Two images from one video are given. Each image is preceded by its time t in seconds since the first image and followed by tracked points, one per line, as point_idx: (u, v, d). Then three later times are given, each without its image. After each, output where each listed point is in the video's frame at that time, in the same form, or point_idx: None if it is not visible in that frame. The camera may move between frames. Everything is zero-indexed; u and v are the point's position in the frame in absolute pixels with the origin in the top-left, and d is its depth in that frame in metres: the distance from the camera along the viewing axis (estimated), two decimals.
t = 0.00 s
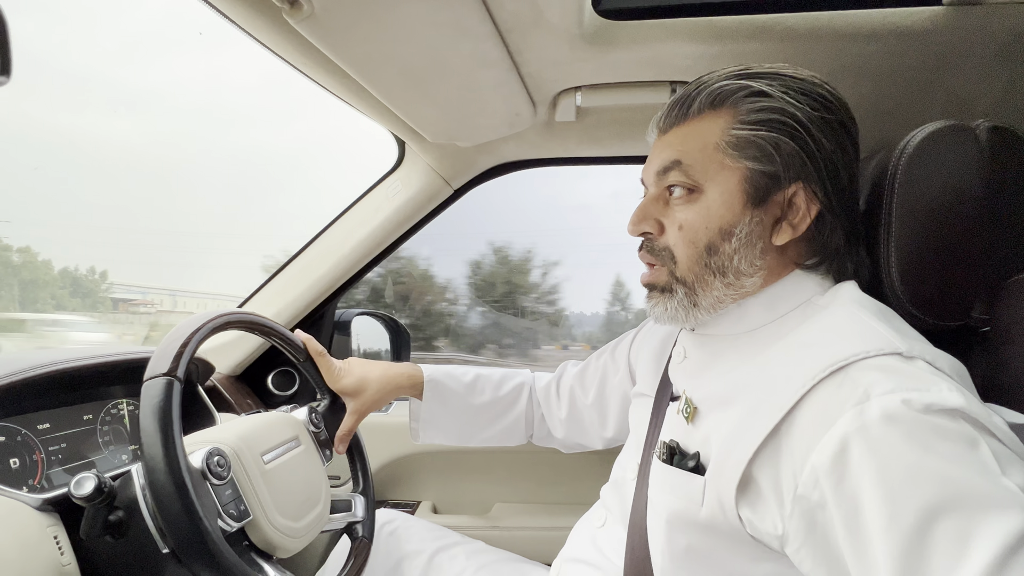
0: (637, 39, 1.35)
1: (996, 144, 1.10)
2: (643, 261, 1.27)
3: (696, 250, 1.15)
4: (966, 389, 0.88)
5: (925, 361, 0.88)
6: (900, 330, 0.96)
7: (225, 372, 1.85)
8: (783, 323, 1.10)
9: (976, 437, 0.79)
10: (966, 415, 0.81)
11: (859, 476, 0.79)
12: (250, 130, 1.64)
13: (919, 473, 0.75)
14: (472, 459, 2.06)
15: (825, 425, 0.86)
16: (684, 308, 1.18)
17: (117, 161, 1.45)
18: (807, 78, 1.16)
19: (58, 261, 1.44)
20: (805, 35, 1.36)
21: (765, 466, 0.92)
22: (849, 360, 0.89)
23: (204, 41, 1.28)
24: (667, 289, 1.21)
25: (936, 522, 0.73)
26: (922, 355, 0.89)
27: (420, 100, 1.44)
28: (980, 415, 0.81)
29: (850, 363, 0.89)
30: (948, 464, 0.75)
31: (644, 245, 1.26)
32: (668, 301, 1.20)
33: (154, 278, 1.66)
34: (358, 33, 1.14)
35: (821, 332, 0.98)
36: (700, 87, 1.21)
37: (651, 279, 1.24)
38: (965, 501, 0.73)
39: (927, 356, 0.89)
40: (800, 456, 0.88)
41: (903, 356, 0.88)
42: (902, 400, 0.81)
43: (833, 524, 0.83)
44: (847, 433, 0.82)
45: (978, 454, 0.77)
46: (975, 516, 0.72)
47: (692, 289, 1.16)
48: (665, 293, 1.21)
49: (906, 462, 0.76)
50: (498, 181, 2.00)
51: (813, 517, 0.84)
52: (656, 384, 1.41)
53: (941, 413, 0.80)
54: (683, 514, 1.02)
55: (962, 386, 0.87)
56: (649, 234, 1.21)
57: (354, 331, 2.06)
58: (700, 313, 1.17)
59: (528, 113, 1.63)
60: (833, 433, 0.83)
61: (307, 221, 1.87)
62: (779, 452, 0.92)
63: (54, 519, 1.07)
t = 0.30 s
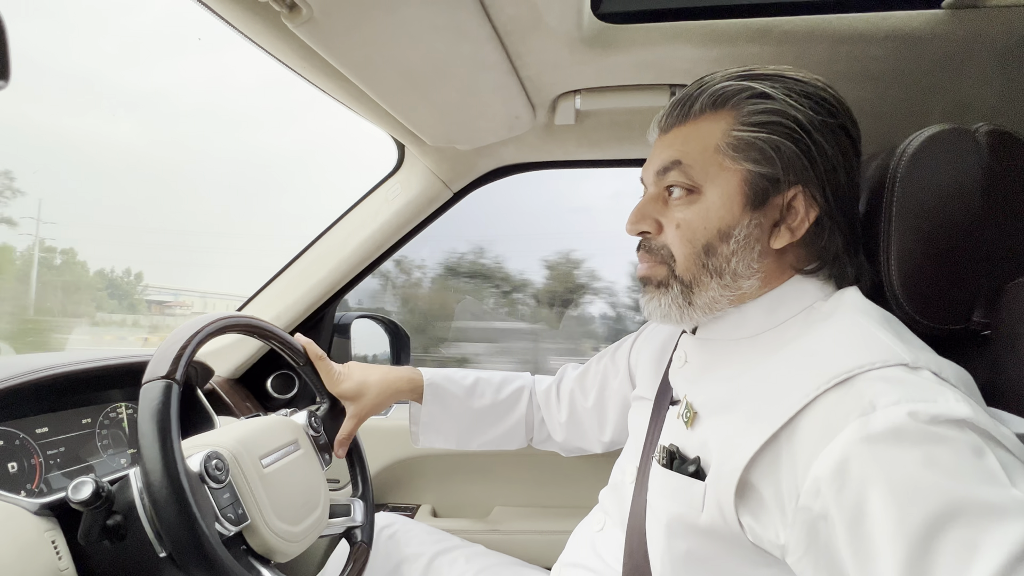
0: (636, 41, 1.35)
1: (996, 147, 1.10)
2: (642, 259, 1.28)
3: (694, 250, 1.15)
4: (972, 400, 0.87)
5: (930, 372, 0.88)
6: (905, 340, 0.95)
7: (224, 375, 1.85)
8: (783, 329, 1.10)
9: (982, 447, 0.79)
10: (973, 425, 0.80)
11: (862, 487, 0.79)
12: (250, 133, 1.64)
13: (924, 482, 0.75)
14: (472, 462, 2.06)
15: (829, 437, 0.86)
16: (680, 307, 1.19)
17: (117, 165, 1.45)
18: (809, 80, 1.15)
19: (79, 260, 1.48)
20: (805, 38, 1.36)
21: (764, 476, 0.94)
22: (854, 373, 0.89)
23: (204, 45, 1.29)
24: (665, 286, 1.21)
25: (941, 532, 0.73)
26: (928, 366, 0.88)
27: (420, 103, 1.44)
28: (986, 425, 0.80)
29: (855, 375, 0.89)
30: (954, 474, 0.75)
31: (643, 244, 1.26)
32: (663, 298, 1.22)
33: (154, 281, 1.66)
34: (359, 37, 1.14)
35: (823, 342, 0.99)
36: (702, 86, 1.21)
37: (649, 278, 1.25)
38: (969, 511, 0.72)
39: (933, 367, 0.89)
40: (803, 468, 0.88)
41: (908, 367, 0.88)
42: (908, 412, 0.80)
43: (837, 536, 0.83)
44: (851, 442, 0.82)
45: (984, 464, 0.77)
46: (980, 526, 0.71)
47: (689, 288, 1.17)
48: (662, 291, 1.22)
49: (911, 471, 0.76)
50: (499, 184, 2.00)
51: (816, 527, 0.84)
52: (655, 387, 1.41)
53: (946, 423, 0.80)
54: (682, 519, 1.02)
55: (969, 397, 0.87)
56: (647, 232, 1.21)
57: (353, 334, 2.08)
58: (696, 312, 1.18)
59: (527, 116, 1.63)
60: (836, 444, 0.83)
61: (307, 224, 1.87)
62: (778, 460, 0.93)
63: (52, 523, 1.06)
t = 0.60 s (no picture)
0: (637, 41, 1.34)
1: (997, 147, 1.10)
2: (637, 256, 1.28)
3: (691, 250, 1.15)
4: (970, 404, 0.87)
5: (929, 376, 0.88)
6: (904, 343, 0.95)
7: (224, 375, 1.84)
8: (782, 331, 1.10)
9: (980, 452, 0.79)
10: (971, 430, 0.80)
11: (860, 490, 0.78)
12: (249, 133, 1.64)
13: (921, 485, 0.75)
14: (471, 463, 2.05)
15: (827, 439, 0.86)
16: (675, 306, 1.19)
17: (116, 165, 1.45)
18: (812, 79, 1.14)
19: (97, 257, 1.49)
20: (805, 36, 1.36)
21: (762, 479, 0.93)
22: (850, 377, 0.89)
23: (204, 45, 1.29)
24: (658, 285, 1.22)
25: (939, 536, 0.72)
26: (926, 370, 0.88)
27: (419, 103, 1.44)
28: (984, 430, 0.80)
29: (854, 377, 0.89)
30: (952, 479, 0.75)
31: (638, 240, 1.26)
32: (658, 296, 1.22)
33: (152, 281, 1.66)
34: (358, 37, 1.14)
35: (822, 344, 0.98)
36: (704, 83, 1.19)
37: (642, 275, 1.25)
38: (968, 516, 0.72)
39: (932, 371, 0.88)
40: (801, 471, 0.88)
41: (907, 371, 0.88)
42: (907, 415, 0.80)
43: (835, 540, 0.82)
44: (850, 445, 0.81)
45: (981, 469, 0.77)
46: (977, 531, 0.71)
47: (683, 288, 1.17)
48: (656, 289, 1.22)
49: (909, 475, 0.76)
50: (501, 183, 1.98)
51: (814, 531, 0.84)
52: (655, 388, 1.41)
53: (945, 427, 0.80)
54: (683, 519, 1.01)
55: (967, 402, 0.87)
56: (644, 229, 1.21)
57: (353, 334, 2.08)
58: (691, 311, 1.18)
59: (527, 115, 1.63)
60: (834, 446, 0.83)
61: (306, 224, 1.87)
62: (776, 462, 0.93)
63: (51, 524, 1.06)
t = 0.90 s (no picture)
0: (637, 40, 1.35)
1: (996, 146, 1.10)
2: (644, 262, 1.26)
3: (702, 255, 1.14)
4: (970, 404, 0.88)
5: (929, 376, 0.88)
6: (904, 342, 0.96)
7: (225, 374, 1.85)
8: (784, 330, 1.11)
9: (979, 451, 0.79)
10: (970, 428, 0.81)
11: (860, 487, 0.79)
12: (250, 132, 1.64)
13: (921, 484, 0.76)
14: (472, 461, 2.06)
15: (828, 438, 0.87)
16: (689, 315, 1.17)
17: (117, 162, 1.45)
18: (818, 79, 1.15)
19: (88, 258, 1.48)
20: (805, 36, 1.36)
21: (762, 477, 0.94)
22: (852, 374, 0.89)
23: (204, 44, 1.29)
24: (675, 295, 1.19)
25: (940, 535, 0.73)
26: (926, 370, 0.89)
27: (420, 102, 1.44)
28: (983, 429, 0.81)
29: (855, 375, 0.89)
30: (951, 477, 0.76)
31: (646, 246, 1.24)
32: (674, 307, 1.19)
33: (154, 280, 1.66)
34: (359, 37, 1.15)
35: (825, 343, 0.99)
36: (708, 82, 1.19)
37: (656, 283, 1.24)
38: (968, 514, 0.73)
39: (932, 371, 0.89)
40: (802, 469, 0.89)
41: (907, 371, 0.88)
42: (907, 414, 0.81)
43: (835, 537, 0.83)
44: (851, 443, 0.82)
45: (980, 468, 0.77)
46: (977, 529, 0.72)
47: (699, 295, 1.15)
48: (671, 299, 1.20)
49: (909, 473, 0.76)
50: (500, 182, 2.00)
51: (815, 528, 0.84)
52: (656, 386, 1.41)
53: (944, 426, 0.80)
54: (684, 517, 1.02)
55: (967, 402, 0.87)
56: (652, 234, 1.20)
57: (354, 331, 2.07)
58: (706, 319, 1.16)
59: (527, 114, 1.63)
60: (835, 445, 0.84)
61: (307, 222, 1.87)
62: (776, 460, 0.94)
63: (54, 522, 1.07)
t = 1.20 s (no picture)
0: (636, 44, 1.35)
1: (995, 151, 1.11)
2: (646, 267, 1.26)
3: (707, 263, 1.14)
4: (970, 410, 0.88)
5: (929, 382, 0.89)
6: (904, 348, 0.96)
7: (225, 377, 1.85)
8: (785, 335, 1.11)
9: (978, 457, 0.80)
10: (969, 434, 0.81)
11: (860, 493, 0.80)
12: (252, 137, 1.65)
13: (921, 490, 0.76)
14: (472, 464, 2.06)
15: (829, 443, 0.87)
16: (691, 321, 1.18)
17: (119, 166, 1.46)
18: (825, 85, 1.15)
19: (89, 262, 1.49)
20: (803, 40, 1.37)
21: (762, 481, 0.95)
22: (853, 380, 0.90)
23: (206, 48, 1.29)
24: (676, 301, 1.20)
25: (940, 540, 0.73)
26: (926, 376, 0.89)
27: (420, 106, 1.45)
28: (983, 434, 0.81)
29: (854, 382, 0.90)
30: (950, 483, 0.76)
31: (648, 252, 1.24)
32: (674, 312, 1.20)
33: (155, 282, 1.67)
34: (361, 41, 1.15)
35: (825, 348, 0.99)
36: (714, 87, 1.19)
37: (655, 288, 1.24)
38: (967, 519, 0.73)
39: (932, 377, 0.89)
40: (803, 475, 0.89)
41: (908, 377, 0.89)
42: (907, 420, 0.81)
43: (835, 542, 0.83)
44: (852, 449, 0.82)
45: (979, 473, 0.78)
46: (976, 534, 0.73)
47: (701, 302, 1.16)
48: (672, 304, 1.21)
49: (909, 479, 0.77)
50: (497, 186, 1.99)
51: (815, 533, 0.85)
52: (656, 390, 1.42)
53: (943, 432, 0.81)
54: (684, 521, 1.03)
55: (967, 408, 0.88)
56: (656, 241, 1.19)
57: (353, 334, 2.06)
58: (707, 325, 1.17)
59: (527, 118, 1.64)
60: (836, 451, 0.84)
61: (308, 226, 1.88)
62: (776, 465, 0.94)
63: (55, 525, 1.07)
